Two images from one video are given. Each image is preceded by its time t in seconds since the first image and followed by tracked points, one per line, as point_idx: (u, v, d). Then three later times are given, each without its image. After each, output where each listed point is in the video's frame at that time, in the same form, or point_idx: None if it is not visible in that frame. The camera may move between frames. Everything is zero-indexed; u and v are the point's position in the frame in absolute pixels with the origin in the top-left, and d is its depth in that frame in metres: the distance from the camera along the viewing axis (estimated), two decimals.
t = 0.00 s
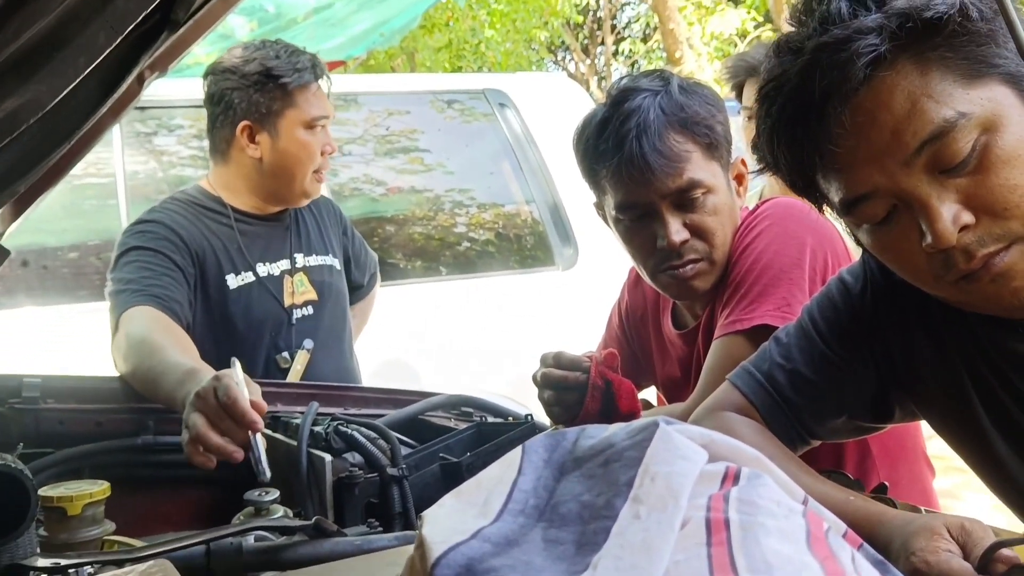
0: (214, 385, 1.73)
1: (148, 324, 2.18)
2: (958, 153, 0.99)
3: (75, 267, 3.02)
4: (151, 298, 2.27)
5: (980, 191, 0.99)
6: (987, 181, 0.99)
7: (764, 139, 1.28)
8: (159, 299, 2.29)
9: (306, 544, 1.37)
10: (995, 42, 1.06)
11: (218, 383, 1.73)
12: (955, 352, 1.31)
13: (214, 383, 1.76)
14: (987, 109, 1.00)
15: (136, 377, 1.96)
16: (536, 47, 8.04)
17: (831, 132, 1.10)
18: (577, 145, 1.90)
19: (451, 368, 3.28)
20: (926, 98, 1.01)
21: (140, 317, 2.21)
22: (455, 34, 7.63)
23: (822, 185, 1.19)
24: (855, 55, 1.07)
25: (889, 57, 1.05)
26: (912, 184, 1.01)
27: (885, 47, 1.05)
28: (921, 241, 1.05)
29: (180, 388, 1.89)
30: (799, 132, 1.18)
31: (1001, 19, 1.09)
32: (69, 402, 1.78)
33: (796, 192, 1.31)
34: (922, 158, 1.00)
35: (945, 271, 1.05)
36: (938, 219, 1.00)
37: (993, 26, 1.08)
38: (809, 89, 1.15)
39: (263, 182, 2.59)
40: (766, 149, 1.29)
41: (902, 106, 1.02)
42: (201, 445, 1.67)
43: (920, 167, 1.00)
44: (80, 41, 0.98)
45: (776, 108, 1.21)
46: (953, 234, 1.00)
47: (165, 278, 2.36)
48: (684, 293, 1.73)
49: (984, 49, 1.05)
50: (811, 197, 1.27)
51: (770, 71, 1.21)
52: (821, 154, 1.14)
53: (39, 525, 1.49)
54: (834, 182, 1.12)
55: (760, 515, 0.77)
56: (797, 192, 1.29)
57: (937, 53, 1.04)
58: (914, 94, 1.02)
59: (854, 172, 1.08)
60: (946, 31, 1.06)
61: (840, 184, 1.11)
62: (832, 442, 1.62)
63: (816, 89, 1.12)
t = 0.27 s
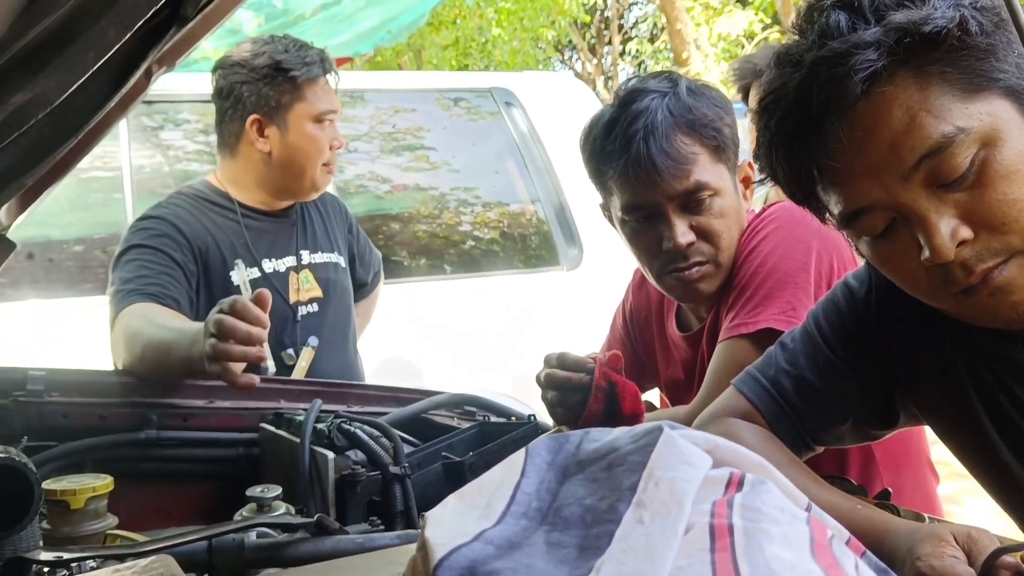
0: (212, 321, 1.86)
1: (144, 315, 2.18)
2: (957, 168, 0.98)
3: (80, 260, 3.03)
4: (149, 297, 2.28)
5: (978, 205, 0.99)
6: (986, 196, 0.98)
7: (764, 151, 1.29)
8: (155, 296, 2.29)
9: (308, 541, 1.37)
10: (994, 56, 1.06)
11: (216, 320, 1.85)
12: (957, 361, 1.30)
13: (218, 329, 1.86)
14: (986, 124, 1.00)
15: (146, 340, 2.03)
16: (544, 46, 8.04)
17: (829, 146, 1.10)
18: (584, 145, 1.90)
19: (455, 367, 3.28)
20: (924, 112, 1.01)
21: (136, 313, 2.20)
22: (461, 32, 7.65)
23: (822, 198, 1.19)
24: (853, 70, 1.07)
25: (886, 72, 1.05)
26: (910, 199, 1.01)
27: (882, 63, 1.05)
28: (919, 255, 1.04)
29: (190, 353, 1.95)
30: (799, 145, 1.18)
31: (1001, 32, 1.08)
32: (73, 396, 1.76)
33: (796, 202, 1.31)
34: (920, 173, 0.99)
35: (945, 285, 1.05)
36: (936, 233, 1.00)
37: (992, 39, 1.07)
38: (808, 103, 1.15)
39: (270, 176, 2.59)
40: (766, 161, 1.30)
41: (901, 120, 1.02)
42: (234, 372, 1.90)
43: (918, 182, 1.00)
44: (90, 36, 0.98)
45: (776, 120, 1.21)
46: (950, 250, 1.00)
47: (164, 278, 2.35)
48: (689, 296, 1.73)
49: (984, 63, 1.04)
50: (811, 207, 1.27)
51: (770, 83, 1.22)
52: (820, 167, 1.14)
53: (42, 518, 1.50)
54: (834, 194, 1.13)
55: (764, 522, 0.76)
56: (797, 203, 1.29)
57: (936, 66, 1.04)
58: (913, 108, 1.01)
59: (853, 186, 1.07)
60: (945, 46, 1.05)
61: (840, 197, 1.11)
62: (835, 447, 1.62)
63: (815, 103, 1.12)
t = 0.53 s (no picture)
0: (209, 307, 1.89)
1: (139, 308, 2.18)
2: (936, 173, 0.98)
3: (74, 253, 3.02)
4: (143, 291, 2.27)
5: (959, 208, 0.99)
6: (966, 199, 0.98)
7: (750, 157, 1.29)
8: (150, 288, 2.29)
9: (302, 536, 1.37)
10: (974, 62, 1.06)
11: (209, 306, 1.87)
12: (947, 359, 1.30)
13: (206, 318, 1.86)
14: (966, 129, 1.00)
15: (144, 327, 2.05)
16: (540, 42, 8.03)
17: (813, 153, 1.11)
18: (580, 143, 1.90)
19: (450, 363, 3.28)
20: (904, 118, 1.01)
21: (133, 304, 2.20)
22: (458, 28, 7.67)
23: (808, 203, 1.20)
24: (833, 78, 1.08)
25: (865, 80, 1.05)
26: (891, 203, 1.01)
27: (860, 71, 1.06)
28: (903, 258, 1.05)
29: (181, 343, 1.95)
30: (784, 151, 1.19)
31: (980, 38, 1.09)
32: (68, 389, 1.75)
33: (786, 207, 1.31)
34: (901, 178, 1.00)
35: (931, 286, 1.05)
36: (918, 237, 1.00)
37: (972, 46, 1.08)
38: (791, 110, 1.15)
39: (265, 169, 2.59)
40: (752, 167, 1.30)
41: (881, 127, 1.02)
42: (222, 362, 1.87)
43: (899, 187, 1.00)
44: (86, 30, 0.98)
45: (762, 128, 1.22)
46: (932, 253, 1.00)
47: (159, 270, 2.35)
48: (684, 294, 1.73)
49: (964, 69, 1.05)
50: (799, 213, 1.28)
51: (756, 90, 1.23)
52: (804, 173, 1.15)
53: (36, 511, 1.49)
54: (819, 199, 1.13)
55: (757, 520, 0.77)
56: (785, 208, 1.29)
57: (916, 73, 1.04)
58: (893, 114, 1.02)
59: (836, 191, 1.08)
60: (924, 53, 1.05)
61: (825, 202, 1.12)
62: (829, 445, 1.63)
63: (798, 111, 1.13)
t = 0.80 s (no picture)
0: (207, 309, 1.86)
1: (144, 306, 2.18)
2: (952, 171, 0.98)
3: (81, 250, 3.03)
4: (149, 289, 2.28)
5: (974, 207, 0.98)
6: (982, 198, 0.98)
7: (762, 151, 1.28)
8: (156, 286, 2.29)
9: (306, 533, 1.38)
10: (993, 58, 1.05)
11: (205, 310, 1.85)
12: (957, 359, 1.30)
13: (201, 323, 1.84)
14: (984, 126, 0.99)
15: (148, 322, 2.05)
16: (546, 40, 8.02)
17: (826, 148, 1.10)
18: (587, 141, 1.90)
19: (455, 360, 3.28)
20: (920, 115, 1.00)
21: (136, 303, 2.21)
22: (464, 26, 7.68)
23: (820, 197, 1.19)
24: (849, 72, 1.07)
25: (881, 75, 1.04)
26: (905, 200, 1.01)
27: (876, 66, 1.05)
28: (915, 255, 1.05)
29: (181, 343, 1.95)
30: (796, 145, 1.18)
31: (1000, 33, 1.07)
32: (72, 385, 1.76)
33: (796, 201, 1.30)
34: (916, 175, 0.99)
35: (942, 285, 1.06)
36: (931, 235, 1.00)
37: (991, 42, 1.06)
38: (805, 104, 1.15)
39: (271, 167, 2.59)
40: (764, 161, 1.30)
41: (897, 123, 1.02)
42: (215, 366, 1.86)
43: (914, 184, 1.00)
44: (93, 27, 0.98)
45: (774, 121, 1.22)
46: (946, 251, 1.00)
47: (166, 268, 2.35)
48: (690, 292, 1.73)
49: (982, 65, 1.03)
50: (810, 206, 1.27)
51: (769, 84, 1.22)
52: (817, 168, 1.14)
53: (41, 507, 1.50)
54: (831, 195, 1.13)
55: (762, 519, 0.76)
56: (795, 203, 1.29)
57: (933, 68, 1.03)
58: (909, 110, 1.01)
59: (849, 187, 1.08)
60: (942, 48, 1.04)
61: (837, 197, 1.11)
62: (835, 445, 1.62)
63: (812, 105, 1.12)
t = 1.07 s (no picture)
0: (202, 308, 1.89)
1: (143, 306, 2.18)
2: (953, 173, 0.97)
3: (78, 250, 3.03)
4: (147, 289, 2.27)
5: (974, 211, 0.98)
6: (983, 202, 0.98)
7: (762, 152, 1.29)
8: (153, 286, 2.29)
9: (303, 533, 1.38)
10: (993, 59, 1.04)
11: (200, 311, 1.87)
12: (956, 362, 1.29)
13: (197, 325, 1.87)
14: (984, 128, 0.99)
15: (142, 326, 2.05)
16: (545, 41, 8.02)
17: (826, 149, 1.10)
18: (584, 141, 1.90)
19: (453, 360, 3.27)
20: (920, 117, 1.00)
21: (134, 303, 2.21)
22: (462, 27, 7.69)
23: (820, 199, 1.19)
24: (849, 73, 1.07)
25: (882, 76, 1.04)
26: (905, 203, 1.01)
27: (877, 67, 1.05)
28: (916, 259, 1.05)
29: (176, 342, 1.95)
30: (796, 146, 1.19)
31: (1001, 35, 1.07)
32: (69, 385, 1.76)
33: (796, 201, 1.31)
34: (916, 178, 0.99)
35: (943, 289, 1.06)
36: (932, 238, 1.00)
37: (991, 43, 1.06)
38: (806, 105, 1.15)
39: (271, 168, 2.59)
40: (763, 162, 1.30)
41: (897, 125, 1.02)
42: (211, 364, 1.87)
43: (914, 187, 1.00)
44: (89, 24, 0.99)
45: (775, 122, 1.22)
46: (947, 255, 1.00)
47: (164, 268, 2.35)
48: (687, 292, 1.73)
49: (983, 67, 1.03)
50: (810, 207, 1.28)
51: (769, 85, 1.22)
52: (818, 169, 1.14)
53: (37, 507, 1.50)
54: (831, 197, 1.13)
55: (755, 517, 0.76)
56: (795, 204, 1.29)
57: (933, 70, 1.03)
58: (909, 112, 1.01)
59: (850, 189, 1.08)
60: (942, 49, 1.04)
61: (837, 199, 1.12)
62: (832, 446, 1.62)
63: (813, 106, 1.12)
